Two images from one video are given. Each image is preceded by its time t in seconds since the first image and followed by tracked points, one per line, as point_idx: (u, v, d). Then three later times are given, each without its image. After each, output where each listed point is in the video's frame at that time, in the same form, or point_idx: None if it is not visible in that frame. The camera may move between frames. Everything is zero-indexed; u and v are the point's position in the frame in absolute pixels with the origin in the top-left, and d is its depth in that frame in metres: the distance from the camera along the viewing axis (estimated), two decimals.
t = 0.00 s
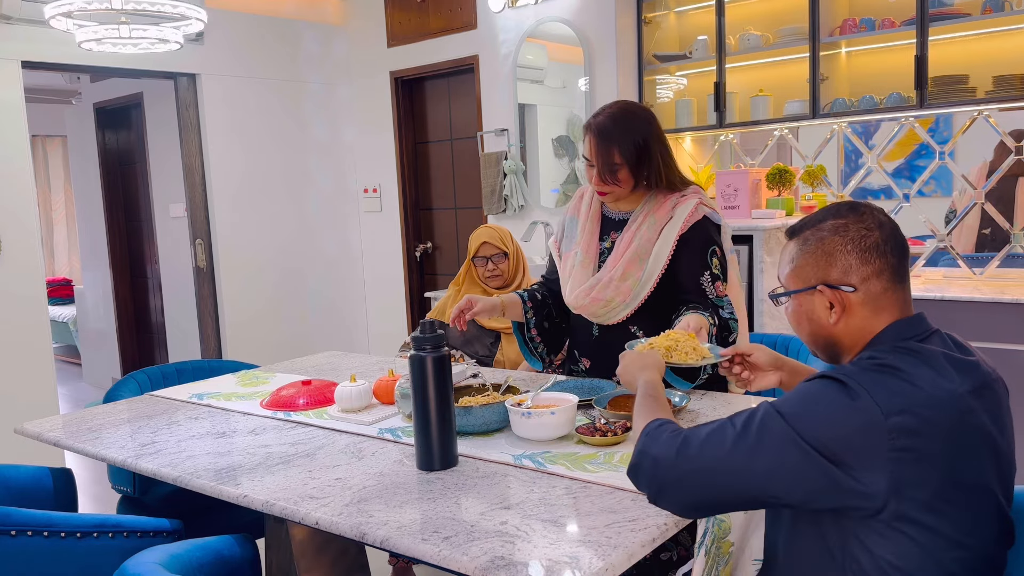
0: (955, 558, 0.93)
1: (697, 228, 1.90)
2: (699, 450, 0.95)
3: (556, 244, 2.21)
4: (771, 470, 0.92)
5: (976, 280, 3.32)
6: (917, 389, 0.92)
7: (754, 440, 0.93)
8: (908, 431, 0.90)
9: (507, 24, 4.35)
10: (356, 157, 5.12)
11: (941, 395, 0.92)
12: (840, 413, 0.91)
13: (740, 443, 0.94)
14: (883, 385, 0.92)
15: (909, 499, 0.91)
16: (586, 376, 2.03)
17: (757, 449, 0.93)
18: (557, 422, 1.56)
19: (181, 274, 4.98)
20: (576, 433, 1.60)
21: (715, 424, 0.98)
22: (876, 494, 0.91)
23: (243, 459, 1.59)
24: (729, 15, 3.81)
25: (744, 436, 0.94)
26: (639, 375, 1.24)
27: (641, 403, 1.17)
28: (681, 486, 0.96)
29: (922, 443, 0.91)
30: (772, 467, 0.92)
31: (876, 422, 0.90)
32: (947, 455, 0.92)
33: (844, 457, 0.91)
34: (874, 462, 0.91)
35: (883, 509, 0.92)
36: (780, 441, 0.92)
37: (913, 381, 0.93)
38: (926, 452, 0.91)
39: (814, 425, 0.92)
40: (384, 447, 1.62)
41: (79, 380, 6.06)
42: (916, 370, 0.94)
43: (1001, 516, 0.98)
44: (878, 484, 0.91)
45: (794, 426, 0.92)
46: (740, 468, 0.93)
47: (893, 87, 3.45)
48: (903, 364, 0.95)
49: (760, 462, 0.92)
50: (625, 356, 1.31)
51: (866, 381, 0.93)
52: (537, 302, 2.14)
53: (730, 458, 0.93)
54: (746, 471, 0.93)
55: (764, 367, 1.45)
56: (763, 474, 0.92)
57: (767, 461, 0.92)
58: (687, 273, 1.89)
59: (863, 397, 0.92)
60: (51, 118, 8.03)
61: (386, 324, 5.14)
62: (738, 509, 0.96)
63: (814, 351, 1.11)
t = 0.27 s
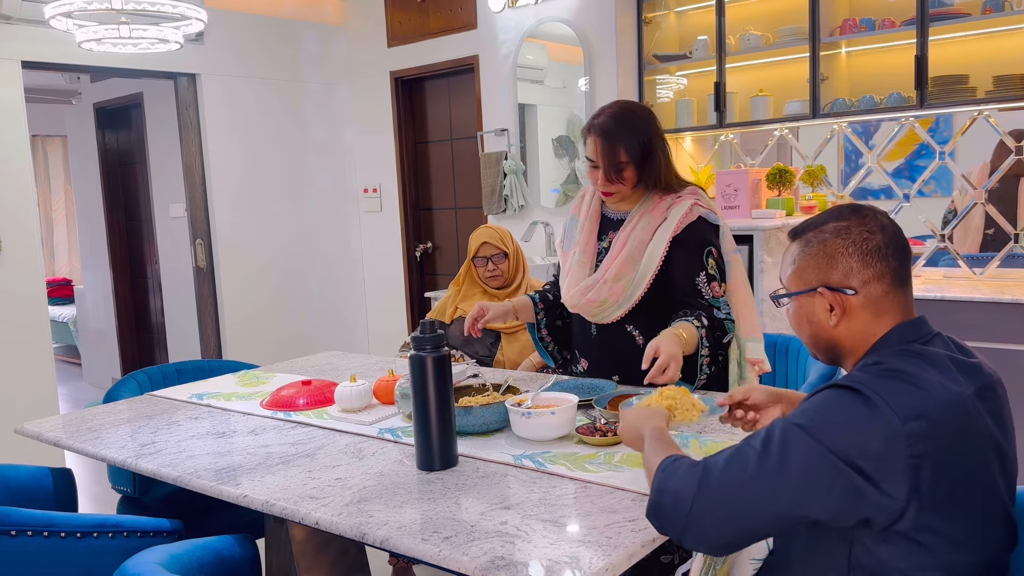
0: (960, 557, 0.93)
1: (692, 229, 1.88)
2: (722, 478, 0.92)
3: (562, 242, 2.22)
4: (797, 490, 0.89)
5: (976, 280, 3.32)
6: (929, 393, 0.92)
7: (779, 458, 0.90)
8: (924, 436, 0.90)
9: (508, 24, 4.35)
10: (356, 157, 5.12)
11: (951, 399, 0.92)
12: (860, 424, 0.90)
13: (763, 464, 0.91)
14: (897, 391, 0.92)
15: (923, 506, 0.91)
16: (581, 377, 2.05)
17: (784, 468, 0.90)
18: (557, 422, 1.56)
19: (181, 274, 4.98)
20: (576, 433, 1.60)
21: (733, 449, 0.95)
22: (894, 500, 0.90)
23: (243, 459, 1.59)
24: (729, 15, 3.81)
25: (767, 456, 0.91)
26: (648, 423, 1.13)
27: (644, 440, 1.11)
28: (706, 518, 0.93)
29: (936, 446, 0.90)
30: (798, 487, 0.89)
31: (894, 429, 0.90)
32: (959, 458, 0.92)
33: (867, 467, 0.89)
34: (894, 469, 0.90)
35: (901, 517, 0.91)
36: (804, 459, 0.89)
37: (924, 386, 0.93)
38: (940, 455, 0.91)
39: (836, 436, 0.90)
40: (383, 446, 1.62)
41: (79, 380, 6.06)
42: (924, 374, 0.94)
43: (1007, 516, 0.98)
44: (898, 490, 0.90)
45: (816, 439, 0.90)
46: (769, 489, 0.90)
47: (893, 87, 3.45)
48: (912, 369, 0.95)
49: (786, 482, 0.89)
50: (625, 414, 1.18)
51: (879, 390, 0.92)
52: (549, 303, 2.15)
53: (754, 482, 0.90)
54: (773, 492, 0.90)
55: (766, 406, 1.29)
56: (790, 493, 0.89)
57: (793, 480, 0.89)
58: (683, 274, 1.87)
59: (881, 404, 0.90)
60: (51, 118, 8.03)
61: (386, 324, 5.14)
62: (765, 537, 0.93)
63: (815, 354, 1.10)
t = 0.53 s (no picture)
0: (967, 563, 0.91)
1: (689, 230, 1.86)
2: (732, 493, 0.95)
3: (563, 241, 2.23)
4: (806, 501, 0.91)
5: (976, 280, 3.32)
6: (930, 394, 0.93)
7: (787, 469, 0.92)
8: (927, 436, 0.90)
9: (508, 24, 4.35)
10: (356, 157, 5.12)
11: (951, 399, 0.93)
12: (862, 428, 0.91)
13: (771, 476, 0.93)
14: (898, 394, 0.93)
15: (930, 507, 0.89)
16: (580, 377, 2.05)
17: (793, 478, 0.92)
18: (557, 422, 1.56)
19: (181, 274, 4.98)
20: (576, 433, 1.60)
21: (741, 463, 0.97)
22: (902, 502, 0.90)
23: (243, 459, 1.59)
24: (729, 15, 3.81)
25: (774, 468, 0.93)
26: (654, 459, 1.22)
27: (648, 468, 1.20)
28: (719, 533, 0.95)
29: (942, 445, 0.90)
30: (807, 497, 0.91)
31: (897, 431, 0.90)
32: (964, 457, 0.91)
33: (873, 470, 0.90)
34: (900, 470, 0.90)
35: (909, 521, 0.90)
36: (811, 469, 0.91)
37: (925, 387, 0.93)
38: (945, 455, 0.90)
39: (840, 441, 0.91)
40: (384, 446, 1.62)
41: (79, 380, 6.06)
42: (924, 375, 0.95)
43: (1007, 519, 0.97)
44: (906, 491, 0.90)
45: (821, 446, 0.92)
46: (779, 501, 0.92)
47: (893, 87, 3.45)
48: (913, 371, 0.95)
49: (795, 491, 0.91)
50: (627, 451, 1.27)
51: (881, 393, 0.93)
52: (554, 303, 2.15)
53: (763, 495, 0.93)
54: (783, 502, 0.92)
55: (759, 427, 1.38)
56: (800, 503, 0.91)
57: (803, 489, 0.91)
58: (675, 275, 1.85)
59: (882, 407, 0.91)
60: (51, 118, 8.03)
61: (386, 324, 5.14)
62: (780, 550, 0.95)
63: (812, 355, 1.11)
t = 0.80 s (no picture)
0: (958, 560, 0.92)
1: (690, 230, 1.88)
2: (725, 487, 0.96)
3: (558, 242, 2.21)
4: (797, 494, 0.91)
5: (975, 280, 3.32)
6: (920, 389, 0.93)
7: (779, 462, 0.93)
8: (917, 430, 0.90)
9: (507, 24, 4.35)
10: (356, 157, 5.12)
11: (942, 394, 0.93)
12: (853, 422, 0.91)
13: (763, 471, 0.93)
14: (890, 389, 0.93)
15: (922, 502, 0.90)
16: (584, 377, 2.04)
17: (785, 472, 0.92)
18: (557, 421, 1.56)
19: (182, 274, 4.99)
20: (576, 433, 1.60)
21: (735, 458, 0.98)
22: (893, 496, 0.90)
23: (243, 459, 1.59)
24: (728, 15, 3.81)
25: (767, 461, 0.94)
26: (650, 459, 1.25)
27: (645, 471, 1.23)
28: (712, 527, 0.96)
29: (932, 440, 0.90)
30: (799, 491, 0.91)
31: (887, 425, 0.90)
32: (954, 451, 0.91)
33: (864, 463, 0.90)
34: (891, 464, 0.90)
35: (899, 516, 0.90)
36: (802, 463, 0.92)
37: (915, 382, 0.93)
38: (936, 450, 0.90)
39: (831, 434, 0.92)
40: (384, 446, 1.62)
41: (79, 380, 6.06)
42: (915, 371, 0.95)
43: (1003, 519, 0.98)
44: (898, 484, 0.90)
45: (812, 439, 0.92)
46: (771, 495, 0.92)
47: (893, 87, 3.45)
48: (904, 367, 0.96)
49: (787, 484, 0.92)
50: (624, 457, 1.30)
51: (872, 388, 0.93)
52: (546, 304, 2.14)
53: (756, 490, 0.93)
54: (774, 496, 0.92)
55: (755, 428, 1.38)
56: (792, 496, 0.92)
57: (795, 482, 0.91)
58: (677, 276, 1.87)
59: (872, 402, 0.92)
60: (51, 118, 8.03)
61: (386, 324, 5.14)
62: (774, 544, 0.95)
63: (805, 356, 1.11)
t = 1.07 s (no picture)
0: (955, 559, 0.92)
1: (690, 229, 1.91)
2: (719, 488, 0.95)
3: (548, 243, 2.14)
4: (790, 495, 0.91)
5: (975, 280, 3.32)
6: (910, 388, 0.93)
7: (772, 463, 0.92)
8: (908, 429, 0.90)
9: (507, 24, 4.35)
10: (356, 157, 5.12)
11: (933, 393, 0.93)
12: (845, 422, 0.91)
13: (757, 474, 0.93)
14: (881, 388, 0.93)
15: (917, 500, 0.90)
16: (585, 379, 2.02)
17: (778, 472, 0.92)
18: (557, 421, 1.56)
19: (182, 274, 4.99)
20: (576, 433, 1.60)
21: (728, 459, 0.97)
22: (886, 494, 0.90)
23: (243, 459, 1.59)
24: (729, 15, 3.81)
25: (761, 463, 0.93)
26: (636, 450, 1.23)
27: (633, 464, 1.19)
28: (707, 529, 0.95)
29: (924, 438, 0.90)
30: (791, 492, 0.91)
31: (879, 425, 0.90)
32: (946, 449, 0.91)
33: (857, 463, 0.90)
34: (884, 463, 0.90)
35: (892, 514, 0.90)
36: (794, 464, 0.91)
37: (905, 381, 0.93)
38: (927, 449, 0.90)
39: (823, 435, 0.91)
40: (384, 446, 1.62)
41: (79, 380, 6.06)
42: (906, 369, 0.95)
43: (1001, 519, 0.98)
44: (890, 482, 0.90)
45: (806, 441, 0.92)
46: (766, 496, 0.92)
47: (893, 87, 3.45)
48: (895, 365, 0.96)
49: (782, 484, 0.91)
50: (614, 451, 1.28)
51: (864, 388, 0.93)
52: (530, 317, 2.00)
53: (750, 491, 0.92)
54: (769, 497, 0.92)
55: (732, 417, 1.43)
56: (787, 497, 0.91)
57: (790, 482, 0.91)
58: (682, 274, 1.89)
59: (864, 403, 0.91)
60: (51, 117, 8.03)
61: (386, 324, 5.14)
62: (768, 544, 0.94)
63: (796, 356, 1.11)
